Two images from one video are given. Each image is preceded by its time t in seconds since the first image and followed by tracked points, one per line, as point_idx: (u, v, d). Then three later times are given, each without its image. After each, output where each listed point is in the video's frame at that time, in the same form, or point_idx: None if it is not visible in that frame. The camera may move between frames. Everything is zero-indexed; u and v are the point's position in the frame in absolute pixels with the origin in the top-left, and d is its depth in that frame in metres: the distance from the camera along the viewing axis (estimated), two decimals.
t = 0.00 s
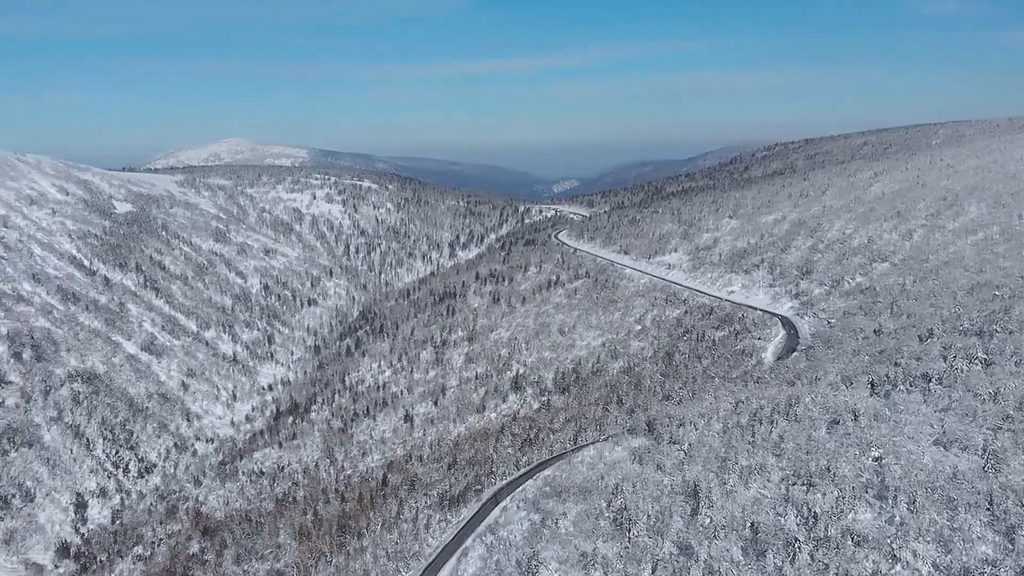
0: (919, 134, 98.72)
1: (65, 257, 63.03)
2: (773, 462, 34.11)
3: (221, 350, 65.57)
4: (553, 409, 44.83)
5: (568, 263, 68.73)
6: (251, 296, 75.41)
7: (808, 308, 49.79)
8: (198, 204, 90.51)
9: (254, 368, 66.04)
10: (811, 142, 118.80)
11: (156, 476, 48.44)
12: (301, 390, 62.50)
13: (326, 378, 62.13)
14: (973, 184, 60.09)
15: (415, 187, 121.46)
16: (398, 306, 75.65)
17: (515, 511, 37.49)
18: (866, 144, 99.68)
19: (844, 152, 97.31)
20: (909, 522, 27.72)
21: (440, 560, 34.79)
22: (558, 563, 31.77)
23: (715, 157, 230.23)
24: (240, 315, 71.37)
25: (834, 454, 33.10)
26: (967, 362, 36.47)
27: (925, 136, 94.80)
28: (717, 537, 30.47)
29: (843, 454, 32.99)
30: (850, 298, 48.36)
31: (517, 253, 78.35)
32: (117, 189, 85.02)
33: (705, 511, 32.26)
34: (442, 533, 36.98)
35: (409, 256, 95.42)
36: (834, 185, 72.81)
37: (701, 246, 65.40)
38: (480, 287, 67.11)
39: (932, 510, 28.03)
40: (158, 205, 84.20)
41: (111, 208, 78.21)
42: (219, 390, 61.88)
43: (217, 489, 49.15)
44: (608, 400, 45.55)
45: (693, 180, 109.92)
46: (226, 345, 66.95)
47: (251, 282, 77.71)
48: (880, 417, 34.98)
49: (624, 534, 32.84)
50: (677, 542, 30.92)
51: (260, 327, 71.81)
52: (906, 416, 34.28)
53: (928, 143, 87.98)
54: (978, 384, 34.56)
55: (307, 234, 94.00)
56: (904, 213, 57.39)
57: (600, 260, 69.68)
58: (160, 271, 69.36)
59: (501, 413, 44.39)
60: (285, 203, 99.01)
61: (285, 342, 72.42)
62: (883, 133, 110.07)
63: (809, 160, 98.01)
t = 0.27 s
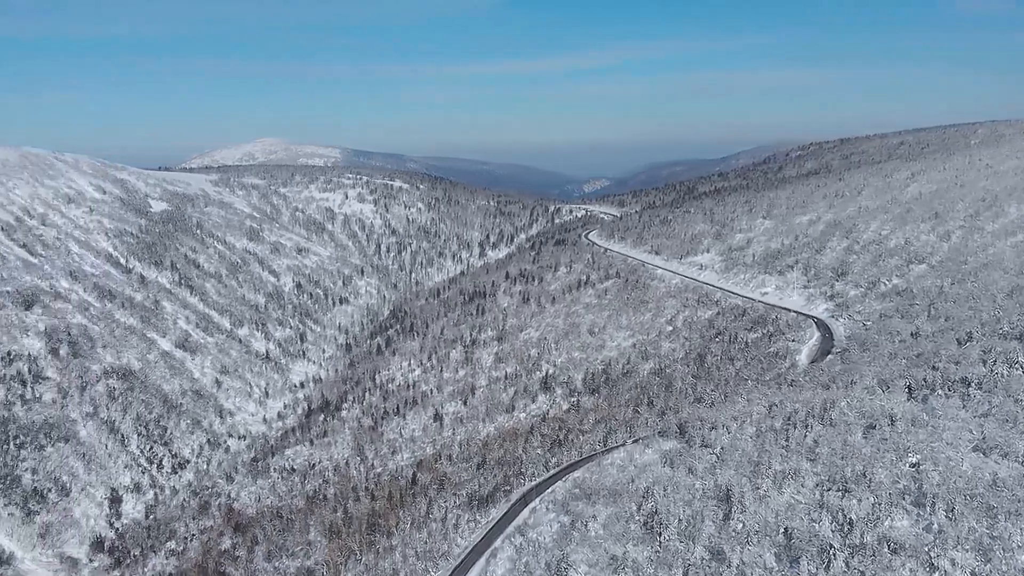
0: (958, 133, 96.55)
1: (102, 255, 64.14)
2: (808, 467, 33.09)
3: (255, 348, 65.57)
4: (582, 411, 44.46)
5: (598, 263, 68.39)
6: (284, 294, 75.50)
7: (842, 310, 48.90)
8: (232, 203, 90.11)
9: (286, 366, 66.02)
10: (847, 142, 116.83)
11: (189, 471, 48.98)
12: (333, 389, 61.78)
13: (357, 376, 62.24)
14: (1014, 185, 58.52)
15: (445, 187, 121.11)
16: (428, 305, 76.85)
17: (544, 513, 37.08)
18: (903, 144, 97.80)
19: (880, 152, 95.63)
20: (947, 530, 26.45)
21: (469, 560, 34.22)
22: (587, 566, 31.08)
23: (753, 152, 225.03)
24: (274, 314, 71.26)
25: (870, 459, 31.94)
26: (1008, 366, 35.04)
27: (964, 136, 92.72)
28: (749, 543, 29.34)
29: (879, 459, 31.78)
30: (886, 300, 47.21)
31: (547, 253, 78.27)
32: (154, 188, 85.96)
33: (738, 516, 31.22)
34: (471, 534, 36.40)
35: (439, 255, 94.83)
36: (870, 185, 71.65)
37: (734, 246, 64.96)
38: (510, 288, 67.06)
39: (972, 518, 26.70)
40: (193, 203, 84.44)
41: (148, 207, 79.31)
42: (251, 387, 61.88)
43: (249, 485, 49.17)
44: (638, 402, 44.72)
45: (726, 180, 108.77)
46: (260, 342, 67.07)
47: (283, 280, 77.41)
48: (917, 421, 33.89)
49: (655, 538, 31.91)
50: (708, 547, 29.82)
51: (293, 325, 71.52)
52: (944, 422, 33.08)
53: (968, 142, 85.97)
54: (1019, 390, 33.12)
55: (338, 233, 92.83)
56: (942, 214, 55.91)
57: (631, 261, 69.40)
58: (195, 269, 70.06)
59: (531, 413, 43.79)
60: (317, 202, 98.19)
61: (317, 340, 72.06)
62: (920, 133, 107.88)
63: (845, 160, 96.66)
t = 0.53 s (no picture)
0: (1004, 133, 94.04)
1: (143, 252, 63.93)
2: (848, 473, 32.04)
3: (291, 345, 65.57)
4: (616, 413, 44.80)
5: (633, 263, 67.89)
6: (320, 292, 75.05)
7: (883, 313, 47.86)
8: (270, 203, 90.62)
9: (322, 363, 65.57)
10: (887, 142, 114.47)
11: (226, 467, 48.48)
12: (367, 386, 61.76)
13: (391, 374, 61.66)
14: None
15: (479, 186, 119.96)
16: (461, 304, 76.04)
17: (577, 515, 36.41)
18: (946, 144, 95.65)
19: (922, 152, 93.65)
20: (992, 539, 25.19)
21: (502, 561, 33.88)
22: (622, 570, 30.83)
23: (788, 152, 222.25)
24: (310, 312, 70.99)
25: (913, 466, 30.81)
26: None
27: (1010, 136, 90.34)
28: (787, 549, 28.65)
29: (921, 466, 30.67)
30: (929, 303, 45.86)
31: (581, 253, 77.99)
32: (193, 187, 86.05)
33: (776, 522, 30.58)
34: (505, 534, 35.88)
35: (472, 255, 92.93)
36: (911, 186, 70.30)
37: (772, 247, 64.20)
38: (544, 287, 66.36)
39: (1020, 527, 25.18)
40: (232, 202, 85.27)
41: (187, 206, 79.70)
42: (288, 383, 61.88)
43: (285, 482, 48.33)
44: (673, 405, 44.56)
45: (764, 180, 107.38)
46: (297, 340, 66.97)
47: (320, 278, 76.90)
48: (961, 428, 32.38)
49: (691, 543, 31.37)
50: (745, 552, 29.18)
51: (329, 323, 71.05)
52: (989, 428, 31.41)
53: (1015, 142, 83.63)
54: None
55: (374, 232, 93.08)
56: (986, 215, 53.99)
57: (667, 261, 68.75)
58: (233, 268, 70.06)
59: (564, 414, 43.72)
60: (354, 202, 98.80)
61: (352, 338, 71.54)
62: (964, 133, 105.30)
63: (886, 160, 95.06)
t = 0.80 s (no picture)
0: None
1: (191, 250, 62.00)
2: (897, 481, 30.53)
3: (335, 343, 63.91)
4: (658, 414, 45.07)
5: (676, 264, 66.94)
6: (363, 290, 73.32)
7: (934, 316, 46.40)
8: (315, 201, 87.77)
9: (364, 360, 64.35)
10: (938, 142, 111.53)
11: (270, 463, 48.01)
12: (407, 384, 60.80)
13: (431, 373, 60.79)
14: None
15: (520, 185, 117.51)
16: (503, 304, 75.31)
17: (618, 519, 35.76)
18: (1001, 143, 92.84)
19: (975, 151, 91.18)
20: None
21: (542, 563, 33.46)
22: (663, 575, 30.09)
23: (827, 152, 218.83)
24: (353, 310, 69.01)
25: (965, 474, 29.21)
26: None
27: None
28: (833, 558, 27.54)
29: (974, 475, 29.05)
30: (981, 306, 43.62)
31: (623, 253, 76.77)
32: (240, 185, 83.25)
33: (821, 529, 29.33)
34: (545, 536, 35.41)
35: (513, 254, 91.17)
36: (965, 186, 68.04)
37: (819, 249, 62.91)
38: (585, 287, 66.43)
39: None
40: (277, 201, 82.53)
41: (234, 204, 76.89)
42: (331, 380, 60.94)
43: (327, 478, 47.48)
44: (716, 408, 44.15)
45: (811, 180, 105.78)
46: (339, 337, 65.23)
47: (362, 277, 75.08)
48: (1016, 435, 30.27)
49: (735, 549, 30.56)
50: (790, 560, 28.32)
51: (371, 321, 68.89)
52: None
53: None
54: None
55: (417, 231, 90.91)
56: None
57: (710, 261, 67.62)
58: (279, 265, 67.96)
59: (605, 415, 43.85)
60: (396, 201, 96.78)
61: (394, 336, 69.52)
62: (1020, 132, 102.10)
63: (936, 160, 92.87)
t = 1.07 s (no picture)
0: None
1: (238, 248, 61.85)
2: (948, 490, 29.53)
3: (378, 340, 62.91)
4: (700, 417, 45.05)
5: (720, 264, 64.40)
6: (405, 288, 71.31)
7: (987, 320, 44.67)
8: (360, 200, 84.93)
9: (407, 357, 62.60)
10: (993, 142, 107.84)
11: (314, 459, 47.84)
12: (449, 382, 59.50)
13: (472, 371, 60.45)
14: None
15: (562, 183, 115.12)
16: (545, 303, 71.24)
17: (660, 522, 34.60)
18: None
19: None
20: None
21: (582, 566, 32.70)
22: None
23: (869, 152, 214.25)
24: (395, 308, 67.70)
25: (1021, 485, 28.18)
26: None
27: None
28: (882, 567, 26.66)
29: None
30: None
31: (666, 253, 73.37)
32: (286, 185, 80.00)
33: (870, 538, 28.42)
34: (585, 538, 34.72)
35: (556, 253, 86.49)
36: (1021, 185, 64.40)
37: (868, 250, 60.30)
38: (627, 288, 66.00)
39: None
40: (323, 200, 79.49)
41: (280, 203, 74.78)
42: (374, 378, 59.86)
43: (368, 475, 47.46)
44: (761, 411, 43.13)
45: (861, 180, 103.14)
46: (383, 335, 64.01)
47: (405, 276, 72.70)
48: None
49: (779, 557, 29.39)
50: (836, 568, 27.44)
51: (413, 320, 67.16)
52: None
53: None
54: None
55: (459, 230, 86.68)
56: None
57: (756, 262, 64.53)
58: (324, 264, 66.75)
59: (647, 417, 45.83)
60: (440, 200, 91.95)
61: (435, 334, 68.13)
62: None
63: (992, 160, 89.74)
